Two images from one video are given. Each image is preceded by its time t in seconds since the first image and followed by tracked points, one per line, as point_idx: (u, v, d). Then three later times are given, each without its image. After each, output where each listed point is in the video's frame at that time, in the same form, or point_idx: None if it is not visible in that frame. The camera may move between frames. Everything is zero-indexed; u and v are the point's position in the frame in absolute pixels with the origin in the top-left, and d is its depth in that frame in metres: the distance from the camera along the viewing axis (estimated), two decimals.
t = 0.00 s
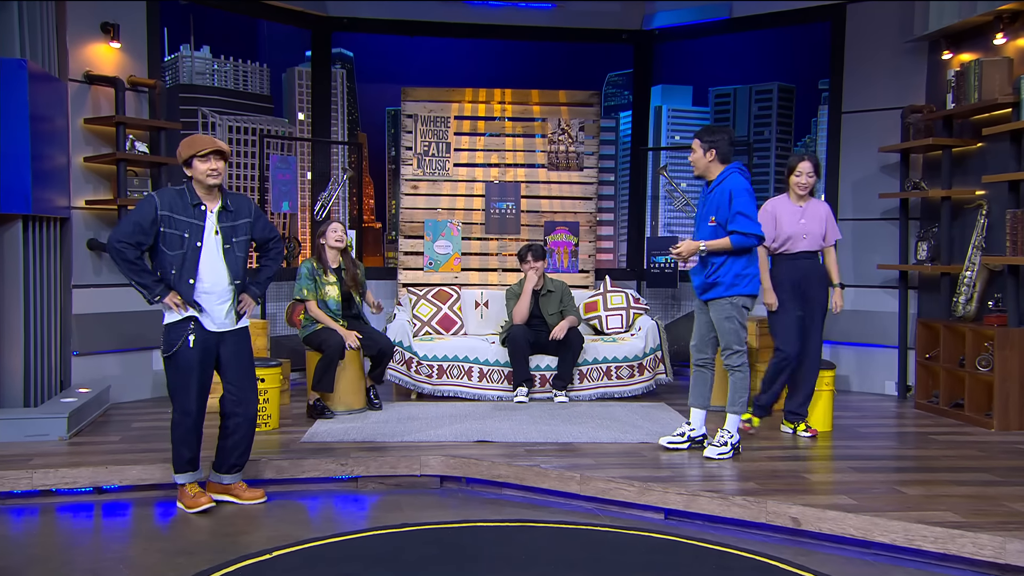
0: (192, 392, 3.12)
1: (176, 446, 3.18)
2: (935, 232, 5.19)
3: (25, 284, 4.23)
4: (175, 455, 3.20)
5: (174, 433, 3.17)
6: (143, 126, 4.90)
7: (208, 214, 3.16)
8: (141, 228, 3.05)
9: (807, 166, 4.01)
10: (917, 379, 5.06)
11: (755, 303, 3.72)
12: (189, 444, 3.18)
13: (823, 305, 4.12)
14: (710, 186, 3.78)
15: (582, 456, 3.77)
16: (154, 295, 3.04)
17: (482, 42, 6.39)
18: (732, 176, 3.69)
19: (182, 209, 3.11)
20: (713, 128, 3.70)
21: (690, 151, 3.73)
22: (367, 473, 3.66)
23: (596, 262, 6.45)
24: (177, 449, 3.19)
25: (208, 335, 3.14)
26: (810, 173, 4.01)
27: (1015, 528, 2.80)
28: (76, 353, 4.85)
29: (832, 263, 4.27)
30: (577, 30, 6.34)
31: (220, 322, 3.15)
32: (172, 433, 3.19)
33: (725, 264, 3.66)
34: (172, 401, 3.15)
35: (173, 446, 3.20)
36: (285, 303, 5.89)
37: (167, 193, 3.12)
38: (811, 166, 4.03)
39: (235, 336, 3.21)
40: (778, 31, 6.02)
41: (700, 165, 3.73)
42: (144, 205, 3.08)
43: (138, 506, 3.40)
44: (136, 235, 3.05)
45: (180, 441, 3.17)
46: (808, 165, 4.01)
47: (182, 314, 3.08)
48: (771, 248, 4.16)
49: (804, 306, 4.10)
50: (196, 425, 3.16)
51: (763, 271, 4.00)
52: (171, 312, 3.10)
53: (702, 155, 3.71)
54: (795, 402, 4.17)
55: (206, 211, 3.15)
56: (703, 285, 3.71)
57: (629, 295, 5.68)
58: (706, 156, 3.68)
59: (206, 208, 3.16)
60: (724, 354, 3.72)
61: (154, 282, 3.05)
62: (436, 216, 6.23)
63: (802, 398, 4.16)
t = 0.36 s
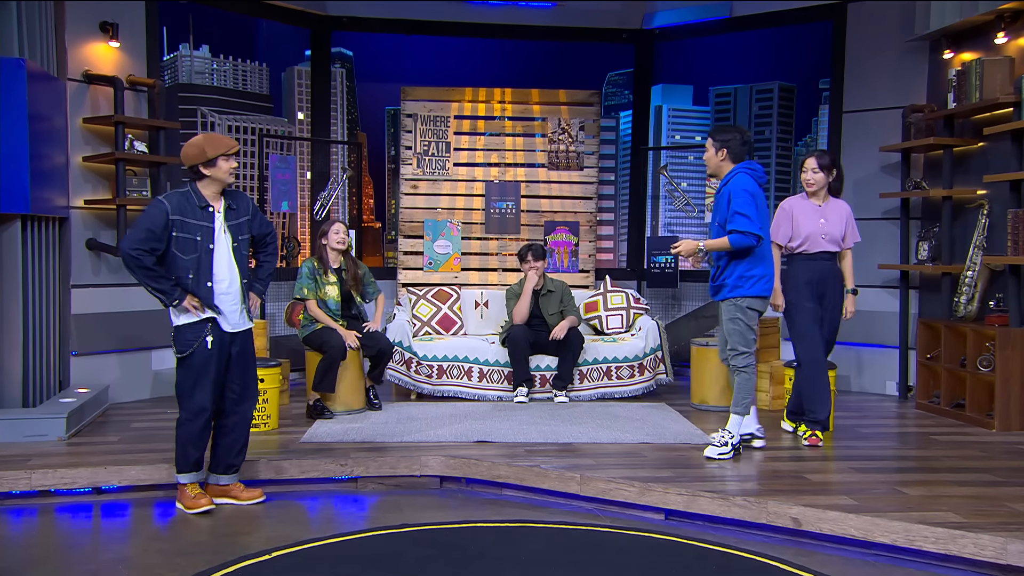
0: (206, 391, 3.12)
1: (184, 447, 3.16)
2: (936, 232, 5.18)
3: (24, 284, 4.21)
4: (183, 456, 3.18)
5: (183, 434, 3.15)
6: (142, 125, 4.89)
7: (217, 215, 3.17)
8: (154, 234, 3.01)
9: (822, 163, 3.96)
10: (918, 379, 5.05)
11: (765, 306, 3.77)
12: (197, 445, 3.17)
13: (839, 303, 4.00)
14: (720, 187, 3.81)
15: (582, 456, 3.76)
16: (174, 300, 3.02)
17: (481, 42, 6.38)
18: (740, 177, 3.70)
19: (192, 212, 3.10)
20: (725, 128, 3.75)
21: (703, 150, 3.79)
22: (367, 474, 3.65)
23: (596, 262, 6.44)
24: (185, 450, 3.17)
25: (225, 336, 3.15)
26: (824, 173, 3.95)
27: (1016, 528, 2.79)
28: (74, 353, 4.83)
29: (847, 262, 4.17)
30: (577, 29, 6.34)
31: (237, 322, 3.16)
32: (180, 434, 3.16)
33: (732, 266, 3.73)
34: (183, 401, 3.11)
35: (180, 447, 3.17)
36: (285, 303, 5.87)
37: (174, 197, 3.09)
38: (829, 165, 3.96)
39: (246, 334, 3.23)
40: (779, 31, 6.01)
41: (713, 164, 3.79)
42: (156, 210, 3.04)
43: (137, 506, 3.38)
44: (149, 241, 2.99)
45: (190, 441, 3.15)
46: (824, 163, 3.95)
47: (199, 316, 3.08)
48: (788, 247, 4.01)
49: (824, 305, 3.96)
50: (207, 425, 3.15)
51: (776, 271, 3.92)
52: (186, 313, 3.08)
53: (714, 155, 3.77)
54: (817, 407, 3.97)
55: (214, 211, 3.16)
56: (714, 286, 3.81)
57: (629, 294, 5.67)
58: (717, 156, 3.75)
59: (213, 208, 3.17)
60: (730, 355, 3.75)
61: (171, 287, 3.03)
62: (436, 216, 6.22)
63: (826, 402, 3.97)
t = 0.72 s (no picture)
0: (219, 391, 3.14)
1: (194, 449, 3.16)
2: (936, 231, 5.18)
3: (25, 284, 4.21)
4: (192, 458, 3.18)
5: (193, 436, 3.15)
6: (141, 125, 4.89)
7: (236, 215, 3.21)
8: (188, 232, 3.02)
9: (827, 157, 3.90)
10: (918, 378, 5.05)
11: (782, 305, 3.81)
12: (207, 446, 3.17)
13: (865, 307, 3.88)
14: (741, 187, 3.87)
15: (582, 456, 3.76)
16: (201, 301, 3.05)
17: (481, 42, 6.38)
18: (761, 178, 3.78)
19: (220, 212, 3.13)
20: (744, 130, 3.80)
21: (721, 153, 3.84)
22: (367, 474, 3.65)
23: (596, 262, 6.44)
24: (193, 451, 3.17)
25: (235, 337, 3.20)
26: (831, 166, 3.89)
27: (1016, 528, 2.79)
28: (75, 353, 4.83)
29: (874, 258, 3.87)
30: (577, 29, 6.34)
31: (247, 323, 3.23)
32: (189, 435, 3.15)
33: (752, 264, 3.79)
34: (194, 403, 3.12)
35: (189, 449, 3.17)
36: (284, 303, 5.86)
37: (203, 196, 3.10)
38: (839, 160, 3.87)
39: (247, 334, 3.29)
40: (779, 31, 6.02)
41: (731, 166, 3.85)
42: (190, 208, 3.04)
43: (137, 506, 3.38)
44: (183, 239, 3.01)
45: (201, 443, 3.16)
46: (832, 158, 3.89)
47: (217, 319, 3.12)
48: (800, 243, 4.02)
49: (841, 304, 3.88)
50: (219, 426, 3.16)
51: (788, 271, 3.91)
52: (204, 316, 3.10)
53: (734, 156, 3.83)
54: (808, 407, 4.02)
55: (233, 212, 3.19)
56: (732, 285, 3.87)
57: (629, 294, 5.67)
58: (736, 158, 3.79)
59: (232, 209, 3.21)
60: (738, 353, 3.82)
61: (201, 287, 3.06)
62: (436, 215, 6.21)
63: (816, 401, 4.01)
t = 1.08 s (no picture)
0: (220, 392, 3.15)
1: (191, 451, 3.15)
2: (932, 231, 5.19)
3: (22, 284, 4.21)
4: (187, 459, 3.16)
5: (192, 438, 3.13)
6: (138, 124, 4.89)
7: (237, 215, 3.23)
8: (206, 231, 3.03)
9: (849, 157, 3.90)
10: (914, 378, 5.06)
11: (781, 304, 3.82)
12: (204, 447, 3.16)
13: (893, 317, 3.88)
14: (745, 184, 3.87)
15: (579, 456, 3.77)
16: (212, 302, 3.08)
17: (478, 41, 6.38)
18: (766, 175, 3.78)
19: (230, 212, 3.15)
20: (751, 128, 3.82)
21: (728, 150, 3.87)
22: (364, 473, 3.65)
23: (593, 261, 6.45)
24: (189, 453, 3.15)
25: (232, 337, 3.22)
26: (852, 165, 3.88)
27: (1012, 528, 2.79)
28: (71, 353, 4.82)
29: (892, 253, 3.72)
30: (575, 28, 6.35)
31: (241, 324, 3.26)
32: (186, 436, 3.12)
33: (752, 262, 3.80)
34: (195, 404, 3.10)
35: (185, 450, 3.14)
36: (281, 303, 5.85)
37: (217, 195, 3.10)
38: (859, 158, 3.85)
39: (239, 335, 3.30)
40: (776, 30, 6.02)
41: (737, 163, 3.87)
42: (208, 207, 3.05)
43: (134, 506, 3.38)
44: (203, 238, 3.02)
45: (200, 445, 3.14)
46: (852, 157, 3.87)
47: (221, 319, 3.15)
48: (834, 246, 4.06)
49: (864, 310, 3.88)
50: (218, 427, 3.17)
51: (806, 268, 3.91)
52: (209, 316, 3.11)
53: (740, 155, 3.85)
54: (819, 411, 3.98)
55: (236, 211, 3.22)
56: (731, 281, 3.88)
57: (626, 294, 5.67)
58: (743, 155, 3.82)
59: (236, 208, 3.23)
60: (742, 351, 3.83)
61: (217, 286, 3.09)
62: (433, 215, 6.21)
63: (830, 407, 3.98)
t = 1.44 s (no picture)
0: (204, 393, 3.14)
1: (177, 452, 3.14)
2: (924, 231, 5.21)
3: (13, 284, 4.19)
4: (174, 460, 3.16)
5: (177, 439, 3.12)
6: (131, 123, 4.88)
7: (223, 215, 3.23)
8: (195, 232, 3.02)
9: (848, 157, 3.96)
10: (906, 378, 5.08)
11: (774, 304, 3.82)
12: (190, 447, 3.16)
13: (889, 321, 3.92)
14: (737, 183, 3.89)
15: (573, 455, 3.77)
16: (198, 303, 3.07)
17: (471, 40, 6.38)
18: (757, 174, 3.78)
19: (217, 213, 3.14)
20: (744, 128, 3.83)
21: (722, 148, 3.86)
22: (358, 473, 3.64)
23: (587, 261, 6.45)
24: (176, 454, 3.15)
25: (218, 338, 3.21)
26: (852, 165, 3.93)
27: (1003, 527, 2.80)
28: (63, 353, 4.81)
29: (871, 252, 3.80)
30: (568, 28, 6.35)
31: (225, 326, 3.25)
32: (170, 438, 3.12)
33: (741, 262, 3.82)
34: (178, 406, 3.09)
35: (171, 451, 3.14)
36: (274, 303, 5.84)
37: (206, 195, 3.10)
38: (858, 157, 3.90)
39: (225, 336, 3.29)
40: (770, 31, 6.02)
41: (730, 161, 3.87)
42: (197, 207, 3.04)
43: (126, 506, 3.37)
44: (192, 239, 3.01)
45: (185, 445, 3.14)
46: (852, 156, 3.93)
47: (206, 320, 3.14)
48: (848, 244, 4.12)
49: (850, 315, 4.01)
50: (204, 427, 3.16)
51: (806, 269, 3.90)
52: (192, 316, 3.11)
53: (733, 153, 3.84)
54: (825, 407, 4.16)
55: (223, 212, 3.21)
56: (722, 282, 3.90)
57: (619, 294, 5.67)
58: (736, 154, 3.82)
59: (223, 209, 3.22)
60: (744, 352, 3.82)
61: (205, 287, 3.09)
62: (427, 215, 6.20)
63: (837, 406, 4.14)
